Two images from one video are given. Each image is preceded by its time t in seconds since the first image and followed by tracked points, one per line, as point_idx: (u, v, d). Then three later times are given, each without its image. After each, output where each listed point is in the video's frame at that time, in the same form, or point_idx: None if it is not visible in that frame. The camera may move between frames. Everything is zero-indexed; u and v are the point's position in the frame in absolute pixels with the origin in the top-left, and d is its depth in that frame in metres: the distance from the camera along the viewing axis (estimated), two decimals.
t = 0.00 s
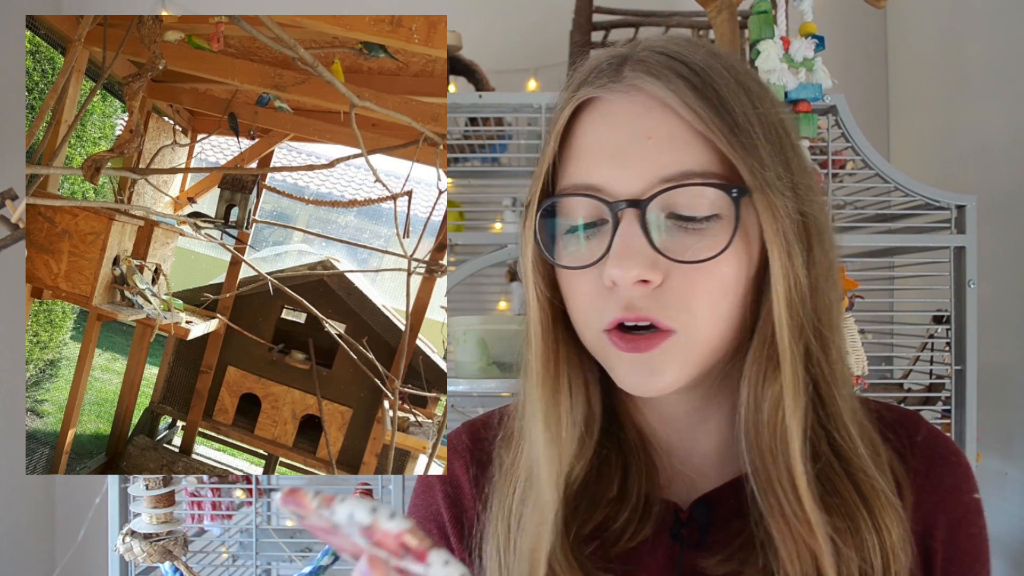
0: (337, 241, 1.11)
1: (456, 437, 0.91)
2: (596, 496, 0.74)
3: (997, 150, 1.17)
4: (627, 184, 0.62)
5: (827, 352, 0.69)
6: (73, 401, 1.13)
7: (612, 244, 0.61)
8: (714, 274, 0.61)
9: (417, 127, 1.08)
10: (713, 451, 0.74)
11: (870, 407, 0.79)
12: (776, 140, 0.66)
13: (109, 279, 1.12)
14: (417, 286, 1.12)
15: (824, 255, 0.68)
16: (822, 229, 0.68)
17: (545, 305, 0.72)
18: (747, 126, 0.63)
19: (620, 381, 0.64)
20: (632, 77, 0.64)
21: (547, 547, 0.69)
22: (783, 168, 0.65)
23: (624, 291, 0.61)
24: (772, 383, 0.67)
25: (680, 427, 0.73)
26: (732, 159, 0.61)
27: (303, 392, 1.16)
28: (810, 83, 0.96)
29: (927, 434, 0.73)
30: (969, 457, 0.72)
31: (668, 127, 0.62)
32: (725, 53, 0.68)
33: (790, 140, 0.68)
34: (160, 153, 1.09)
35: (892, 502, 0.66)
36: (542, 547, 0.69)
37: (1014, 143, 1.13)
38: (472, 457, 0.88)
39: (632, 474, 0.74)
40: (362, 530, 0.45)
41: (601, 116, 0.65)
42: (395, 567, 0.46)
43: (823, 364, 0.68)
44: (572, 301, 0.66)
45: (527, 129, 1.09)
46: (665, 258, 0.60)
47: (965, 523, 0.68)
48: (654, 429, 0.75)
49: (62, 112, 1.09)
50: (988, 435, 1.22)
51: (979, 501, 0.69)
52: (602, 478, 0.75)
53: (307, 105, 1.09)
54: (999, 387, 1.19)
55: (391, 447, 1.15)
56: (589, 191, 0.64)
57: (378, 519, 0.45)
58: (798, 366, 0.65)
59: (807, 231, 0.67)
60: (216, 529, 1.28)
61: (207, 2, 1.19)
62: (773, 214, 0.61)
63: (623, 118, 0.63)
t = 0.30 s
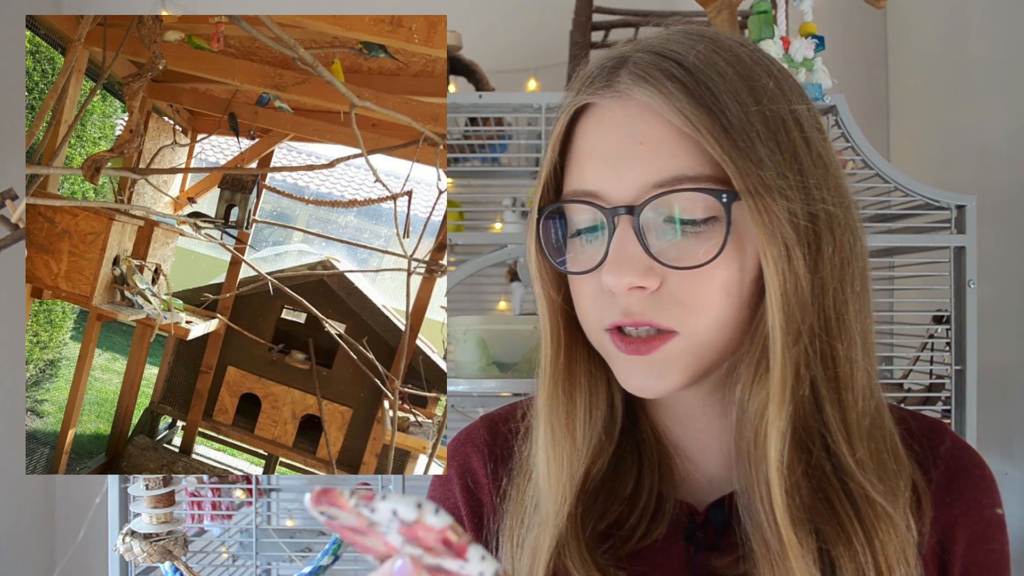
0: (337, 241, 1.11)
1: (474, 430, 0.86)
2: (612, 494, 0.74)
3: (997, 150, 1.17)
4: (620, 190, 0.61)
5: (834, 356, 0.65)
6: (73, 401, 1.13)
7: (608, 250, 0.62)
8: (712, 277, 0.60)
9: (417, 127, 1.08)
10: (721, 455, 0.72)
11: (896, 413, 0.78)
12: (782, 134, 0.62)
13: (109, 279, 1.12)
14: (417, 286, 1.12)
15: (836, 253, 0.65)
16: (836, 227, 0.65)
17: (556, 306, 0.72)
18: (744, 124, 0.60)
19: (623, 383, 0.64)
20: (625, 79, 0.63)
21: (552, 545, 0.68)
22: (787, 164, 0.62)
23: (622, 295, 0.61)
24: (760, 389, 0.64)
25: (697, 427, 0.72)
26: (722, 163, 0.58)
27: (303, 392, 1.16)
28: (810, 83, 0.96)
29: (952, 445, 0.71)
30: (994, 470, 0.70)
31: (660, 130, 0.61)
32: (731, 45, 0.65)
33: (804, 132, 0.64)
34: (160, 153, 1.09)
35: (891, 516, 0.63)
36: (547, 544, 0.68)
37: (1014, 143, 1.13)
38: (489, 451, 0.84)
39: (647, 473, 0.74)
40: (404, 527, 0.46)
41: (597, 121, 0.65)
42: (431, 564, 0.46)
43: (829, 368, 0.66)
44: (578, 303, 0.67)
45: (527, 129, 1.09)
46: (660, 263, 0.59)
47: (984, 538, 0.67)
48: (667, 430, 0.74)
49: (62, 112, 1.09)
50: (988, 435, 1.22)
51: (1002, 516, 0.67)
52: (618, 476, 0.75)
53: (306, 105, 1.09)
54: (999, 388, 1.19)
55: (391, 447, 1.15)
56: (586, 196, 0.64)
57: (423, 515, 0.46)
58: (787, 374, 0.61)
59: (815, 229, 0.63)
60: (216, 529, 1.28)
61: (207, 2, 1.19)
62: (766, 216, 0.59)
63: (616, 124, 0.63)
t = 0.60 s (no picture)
0: (337, 241, 1.11)
1: (486, 426, 0.87)
2: (623, 494, 0.74)
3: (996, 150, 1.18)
4: (617, 193, 0.62)
5: (836, 353, 0.65)
6: (73, 401, 1.13)
7: (607, 253, 0.62)
8: (713, 275, 0.60)
9: (417, 127, 1.08)
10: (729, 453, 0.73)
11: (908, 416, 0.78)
12: (780, 130, 0.62)
13: (109, 279, 1.12)
14: (417, 286, 1.12)
15: (837, 248, 0.64)
16: (835, 222, 0.64)
17: (559, 310, 0.73)
18: (738, 122, 0.60)
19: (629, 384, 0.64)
20: (619, 81, 0.63)
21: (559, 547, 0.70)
22: (786, 160, 0.62)
23: (623, 298, 0.62)
24: (762, 389, 0.64)
25: (705, 429, 0.73)
26: (716, 162, 0.58)
27: (303, 392, 1.16)
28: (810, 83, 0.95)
29: (965, 449, 0.72)
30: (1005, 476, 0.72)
31: (653, 133, 0.61)
32: (727, 40, 0.64)
33: (803, 126, 0.64)
34: (160, 153, 1.09)
35: (889, 514, 0.63)
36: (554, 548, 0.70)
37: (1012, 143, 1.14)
38: (501, 446, 0.86)
39: (659, 471, 0.74)
40: (425, 506, 0.59)
41: (593, 126, 0.65)
42: (449, 545, 0.57)
43: (834, 365, 0.65)
44: (583, 306, 0.67)
45: (528, 129, 1.09)
46: (659, 264, 0.60)
47: (996, 543, 0.69)
48: (678, 428, 0.74)
49: (62, 113, 1.09)
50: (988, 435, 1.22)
51: (1015, 522, 0.70)
52: (629, 477, 0.75)
53: (306, 105, 1.09)
54: (999, 388, 1.19)
55: (391, 447, 1.15)
56: (586, 201, 0.65)
57: (445, 494, 0.59)
58: (788, 373, 0.61)
59: (814, 226, 0.63)
60: (216, 529, 1.28)
61: (206, 1, 1.19)
62: (762, 215, 0.59)
63: (610, 127, 0.63)
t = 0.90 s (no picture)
0: (337, 241, 1.11)
1: (494, 429, 0.89)
2: (631, 497, 0.74)
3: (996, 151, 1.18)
4: (619, 210, 0.62)
5: (832, 359, 0.65)
6: (73, 401, 1.13)
7: (611, 269, 0.62)
8: (714, 285, 0.61)
9: (417, 127, 1.08)
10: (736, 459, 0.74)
11: (915, 424, 0.78)
12: (775, 137, 0.61)
13: (109, 279, 1.12)
14: (417, 286, 1.12)
15: (835, 253, 0.64)
16: (833, 227, 0.64)
17: (563, 328, 0.74)
18: (732, 133, 0.59)
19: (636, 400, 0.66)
20: (612, 99, 0.64)
21: (563, 554, 0.71)
22: (781, 168, 0.61)
23: (629, 314, 0.62)
24: (755, 396, 0.64)
25: (710, 435, 0.73)
26: (711, 174, 0.58)
27: (303, 392, 1.16)
28: (810, 83, 0.96)
29: (972, 456, 0.73)
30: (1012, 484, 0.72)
31: (649, 149, 0.61)
32: (718, 50, 0.64)
33: (799, 131, 0.63)
34: (160, 153, 1.09)
35: (884, 516, 0.63)
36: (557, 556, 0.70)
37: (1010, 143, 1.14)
38: (511, 453, 0.88)
39: (666, 477, 0.75)
40: (447, 501, 0.58)
41: (590, 145, 0.66)
42: (466, 538, 0.57)
43: (829, 372, 0.65)
44: (593, 321, 0.68)
45: (528, 129, 1.10)
46: (661, 278, 0.60)
47: (1003, 550, 0.69)
48: (684, 435, 0.75)
49: (62, 113, 1.09)
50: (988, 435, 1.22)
51: (1022, 531, 0.69)
52: (637, 480, 0.75)
53: (307, 105, 1.09)
54: (999, 388, 1.19)
55: (391, 447, 1.15)
56: (590, 219, 0.65)
57: (467, 489, 0.56)
58: (781, 381, 0.61)
59: (812, 233, 0.63)
60: (216, 529, 1.28)
61: (207, 2, 1.19)
62: (756, 224, 0.59)
63: (606, 145, 0.64)
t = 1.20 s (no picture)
0: (337, 241, 1.11)
1: (499, 430, 0.88)
2: (633, 498, 0.74)
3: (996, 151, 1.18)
4: (622, 208, 0.62)
5: (834, 358, 0.65)
6: (73, 401, 1.13)
7: (613, 268, 0.63)
8: (717, 283, 0.61)
9: (417, 127, 1.08)
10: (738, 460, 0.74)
11: (916, 425, 0.79)
12: (778, 137, 0.61)
13: (109, 279, 1.12)
14: (417, 286, 1.12)
15: (837, 253, 0.64)
16: (835, 227, 0.64)
17: (565, 327, 0.73)
18: (735, 132, 0.59)
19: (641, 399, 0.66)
20: (617, 98, 0.64)
21: (564, 553, 0.71)
22: (784, 168, 0.61)
23: (631, 313, 0.63)
24: (760, 394, 0.63)
25: (712, 435, 0.73)
26: (714, 173, 0.58)
27: (303, 392, 1.16)
28: (810, 83, 0.96)
29: (974, 457, 0.73)
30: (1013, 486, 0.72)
31: (653, 149, 0.61)
32: (721, 51, 0.64)
33: (801, 131, 0.63)
34: (160, 153, 1.09)
35: (887, 515, 0.63)
36: (558, 555, 0.71)
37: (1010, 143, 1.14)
38: (514, 452, 0.88)
39: (668, 477, 0.75)
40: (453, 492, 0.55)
41: (594, 143, 0.66)
42: (472, 531, 0.56)
43: (831, 372, 0.65)
44: (595, 318, 0.68)
45: (528, 129, 1.10)
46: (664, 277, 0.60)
47: (1005, 551, 0.68)
48: (686, 436, 0.75)
49: (62, 112, 1.09)
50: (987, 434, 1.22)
51: None
52: (638, 481, 0.75)
53: (306, 105, 1.09)
54: (999, 388, 1.19)
55: (391, 447, 1.15)
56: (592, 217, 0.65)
57: (474, 481, 0.53)
58: (785, 379, 0.60)
59: (814, 232, 0.63)
60: (216, 529, 1.28)
61: (207, 2, 1.19)
62: (759, 222, 0.58)
63: (610, 144, 0.64)
